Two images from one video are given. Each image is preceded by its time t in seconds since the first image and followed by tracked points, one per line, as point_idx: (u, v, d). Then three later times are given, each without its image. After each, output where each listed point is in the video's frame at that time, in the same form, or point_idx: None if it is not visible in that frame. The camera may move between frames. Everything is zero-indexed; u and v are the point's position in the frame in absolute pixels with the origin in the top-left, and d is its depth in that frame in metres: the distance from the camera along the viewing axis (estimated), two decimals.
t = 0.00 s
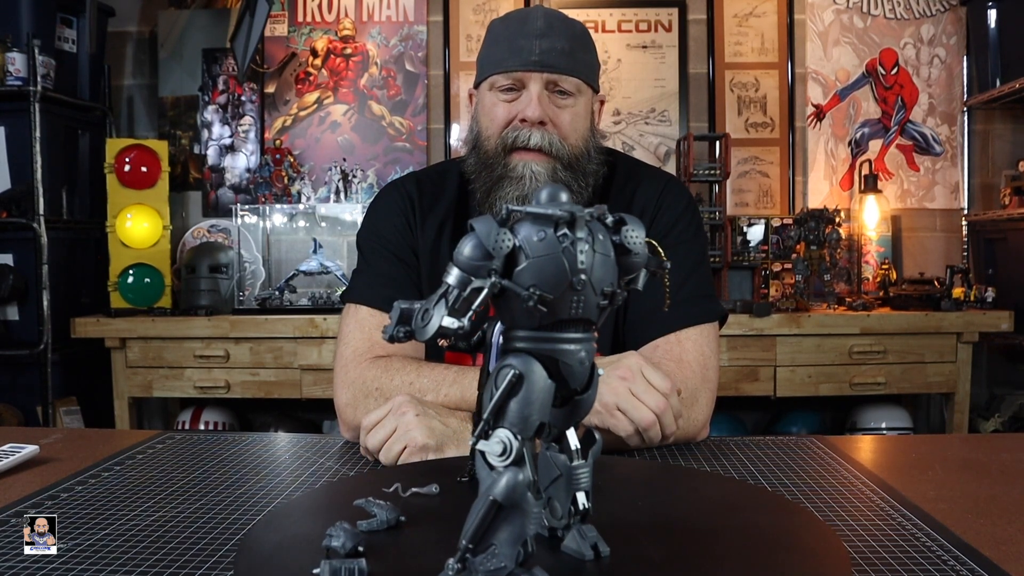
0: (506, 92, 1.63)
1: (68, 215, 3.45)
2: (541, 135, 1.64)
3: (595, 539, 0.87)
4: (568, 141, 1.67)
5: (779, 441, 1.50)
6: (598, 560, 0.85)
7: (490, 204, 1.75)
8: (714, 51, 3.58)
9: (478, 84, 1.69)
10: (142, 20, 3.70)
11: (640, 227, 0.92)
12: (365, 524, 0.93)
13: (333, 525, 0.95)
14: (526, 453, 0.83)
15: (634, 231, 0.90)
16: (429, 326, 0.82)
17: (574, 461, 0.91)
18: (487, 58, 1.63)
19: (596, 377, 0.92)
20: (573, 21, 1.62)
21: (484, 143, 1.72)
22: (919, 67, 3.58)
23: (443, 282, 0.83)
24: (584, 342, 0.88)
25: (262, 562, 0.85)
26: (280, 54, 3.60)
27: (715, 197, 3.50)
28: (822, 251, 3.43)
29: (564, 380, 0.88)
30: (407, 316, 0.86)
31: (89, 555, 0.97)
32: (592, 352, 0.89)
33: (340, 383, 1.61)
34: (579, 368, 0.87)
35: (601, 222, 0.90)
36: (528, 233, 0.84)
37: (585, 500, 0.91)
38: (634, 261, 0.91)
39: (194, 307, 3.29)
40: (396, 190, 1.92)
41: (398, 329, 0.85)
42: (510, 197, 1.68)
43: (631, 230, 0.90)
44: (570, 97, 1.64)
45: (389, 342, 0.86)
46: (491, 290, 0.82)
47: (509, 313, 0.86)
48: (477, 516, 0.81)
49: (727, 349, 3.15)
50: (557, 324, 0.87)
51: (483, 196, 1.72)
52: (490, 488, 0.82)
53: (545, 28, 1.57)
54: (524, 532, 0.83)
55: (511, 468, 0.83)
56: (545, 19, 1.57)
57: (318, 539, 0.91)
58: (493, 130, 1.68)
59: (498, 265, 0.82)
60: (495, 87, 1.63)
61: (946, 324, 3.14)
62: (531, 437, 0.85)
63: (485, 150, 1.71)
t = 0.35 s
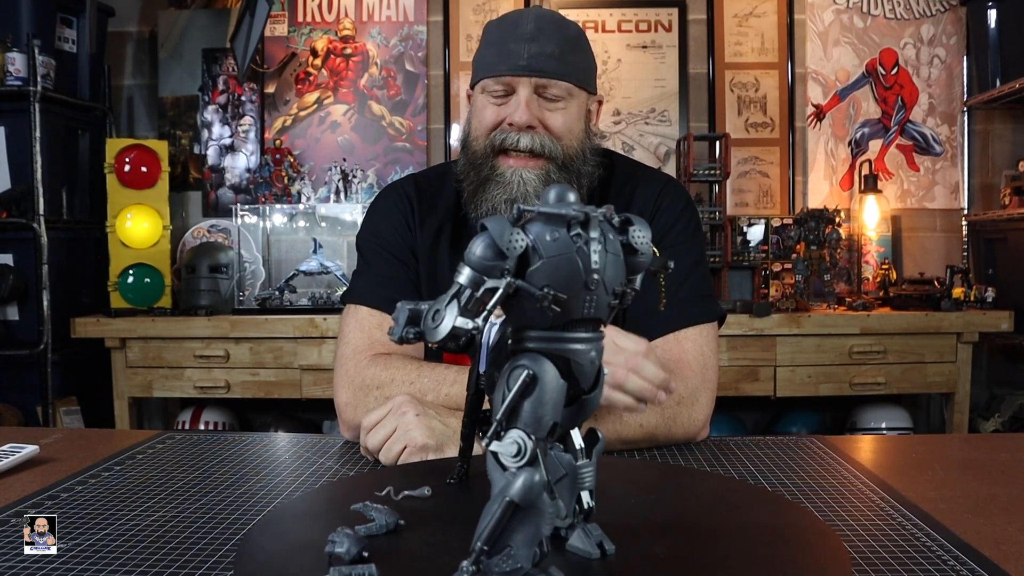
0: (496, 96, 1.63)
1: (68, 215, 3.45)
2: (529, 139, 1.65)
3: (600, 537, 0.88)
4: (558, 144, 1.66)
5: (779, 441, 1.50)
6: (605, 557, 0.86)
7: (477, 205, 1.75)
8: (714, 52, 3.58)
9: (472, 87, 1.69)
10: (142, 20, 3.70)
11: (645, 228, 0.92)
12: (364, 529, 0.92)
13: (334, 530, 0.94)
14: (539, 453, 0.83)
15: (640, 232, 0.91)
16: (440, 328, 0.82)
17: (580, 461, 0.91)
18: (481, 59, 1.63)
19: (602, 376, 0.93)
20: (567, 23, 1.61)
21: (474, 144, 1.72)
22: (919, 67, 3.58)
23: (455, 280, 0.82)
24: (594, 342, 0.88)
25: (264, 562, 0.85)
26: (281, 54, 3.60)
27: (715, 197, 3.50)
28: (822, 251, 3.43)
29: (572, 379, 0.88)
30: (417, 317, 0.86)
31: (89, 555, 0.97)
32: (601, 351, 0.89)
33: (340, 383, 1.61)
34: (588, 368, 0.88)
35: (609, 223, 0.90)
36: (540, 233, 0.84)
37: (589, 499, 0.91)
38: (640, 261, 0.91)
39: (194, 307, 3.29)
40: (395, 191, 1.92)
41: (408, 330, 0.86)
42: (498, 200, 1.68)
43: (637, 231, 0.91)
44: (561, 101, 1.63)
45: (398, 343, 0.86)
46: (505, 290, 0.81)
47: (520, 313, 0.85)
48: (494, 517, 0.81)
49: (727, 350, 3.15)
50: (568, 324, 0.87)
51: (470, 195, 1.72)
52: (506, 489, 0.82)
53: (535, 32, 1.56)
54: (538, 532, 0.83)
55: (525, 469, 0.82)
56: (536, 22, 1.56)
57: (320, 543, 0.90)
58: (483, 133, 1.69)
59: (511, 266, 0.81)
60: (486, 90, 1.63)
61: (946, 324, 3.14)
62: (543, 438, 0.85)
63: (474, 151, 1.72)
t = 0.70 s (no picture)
0: (508, 98, 1.63)
1: (68, 215, 3.45)
2: (542, 143, 1.64)
3: (603, 536, 0.88)
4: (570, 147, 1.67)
5: (778, 441, 1.50)
6: (609, 555, 0.86)
7: (492, 208, 1.77)
8: (714, 52, 3.58)
9: (479, 86, 1.69)
10: (142, 20, 3.70)
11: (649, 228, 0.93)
12: (364, 533, 0.89)
13: (335, 535, 0.92)
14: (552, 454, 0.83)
15: (646, 232, 0.91)
16: (451, 329, 0.80)
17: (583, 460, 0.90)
18: (488, 61, 1.62)
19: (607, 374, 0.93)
20: (576, 25, 1.60)
21: (488, 147, 1.73)
22: (918, 67, 3.58)
23: (463, 281, 0.81)
24: (602, 342, 0.88)
25: (266, 563, 0.84)
26: (280, 54, 3.60)
27: (715, 197, 3.50)
28: (822, 251, 3.43)
29: (580, 380, 0.88)
30: (426, 318, 0.83)
31: (89, 555, 0.97)
32: (608, 351, 0.89)
33: (340, 383, 1.61)
34: (597, 369, 0.88)
35: (616, 224, 0.90)
36: (551, 232, 0.84)
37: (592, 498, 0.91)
38: (644, 262, 0.91)
39: (194, 307, 3.29)
40: (395, 190, 1.92)
41: (418, 332, 0.82)
42: (511, 204, 1.70)
43: (642, 232, 0.91)
44: (574, 103, 1.63)
45: (408, 345, 0.82)
46: (519, 290, 0.80)
47: (528, 314, 0.85)
48: (509, 519, 0.80)
49: (727, 350, 3.15)
50: (578, 323, 0.86)
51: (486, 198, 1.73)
52: (520, 491, 0.81)
53: (548, 34, 1.55)
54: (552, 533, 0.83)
55: (539, 469, 0.82)
56: (548, 25, 1.55)
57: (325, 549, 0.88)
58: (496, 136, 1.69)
59: (523, 265, 0.80)
60: (497, 92, 1.63)
61: (946, 324, 3.14)
62: (555, 438, 0.85)
63: (489, 154, 1.73)
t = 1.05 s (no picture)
0: (505, 99, 1.63)
1: (68, 215, 3.45)
2: (538, 143, 1.65)
3: (607, 534, 0.88)
4: (566, 147, 1.66)
5: (778, 441, 1.50)
6: (615, 553, 0.87)
7: (484, 206, 1.76)
8: (714, 51, 3.58)
9: (478, 86, 1.69)
10: (142, 20, 3.70)
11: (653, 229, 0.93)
12: (364, 537, 0.89)
13: (335, 539, 0.91)
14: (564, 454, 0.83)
15: (651, 233, 0.91)
16: (464, 330, 0.79)
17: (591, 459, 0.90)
18: (488, 62, 1.62)
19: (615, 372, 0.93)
20: (577, 26, 1.60)
21: (481, 145, 1.72)
22: (918, 67, 3.58)
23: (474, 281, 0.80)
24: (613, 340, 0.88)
25: (265, 565, 0.84)
26: (280, 54, 3.60)
27: (715, 197, 3.50)
28: (822, 251, 3.43)
29: (590, 379, 0.88)
30: (438, 319, 0.83)
31: (89, 555, 0.97)
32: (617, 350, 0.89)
33: (340, 383, 1.61)
34: (608, 368, 0.88)
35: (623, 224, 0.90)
36: (562, 231, 0.84)
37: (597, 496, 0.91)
38: (649, 261, 0.91)
39: (194, 307, 3.29)
40: (395, 190, 1.92)
41: (430, 333, 0.83)
42: (505, 202, 1.69)
43: (647, 232, 0.91)
44: (570, 105, 1.63)
45: (419, 346, 0.83)
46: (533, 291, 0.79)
47: (539, 313, 0.84)
48: (524, 520, 0.80)
49: (727, 350, 3.15)
50: (588, 322, 0.86)
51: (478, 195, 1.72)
52: (535, 491, 0.81)
53: (546, 35, 1.55)
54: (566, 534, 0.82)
55: (552, 470, 0.82)
56: (547, 26, 1.55)
57: (327, 551, 0.88)
58: (489, 134, 1.69)
59: (534, 265, 0.79)
60: (495, 92, 1.63)
61: (947, 324, 3.14)
62: (567, 438, 0.85)
63: (481, 153, 1.72)
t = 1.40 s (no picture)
0: (506, 102, 1.63)
1: (68, 215, 3.45)
2: (539, 145, 1.65)
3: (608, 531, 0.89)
4: (567, 147, 1.67)
5: (778, 441, 1.50)
6: (619, 550, 0.87)
7: (490, 206, 1.76)
8: (715, 52, 3.58)
9: (478, 90, 1.68)
10: (142, 20, 3.70)
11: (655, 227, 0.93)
12: (363, 541, 0.87)
13: (334, 541, 0.91)
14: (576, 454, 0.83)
15: (654, 231, 0.91)
16: (476, 331, 0.79)
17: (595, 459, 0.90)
18: (487, 63, 1.62)
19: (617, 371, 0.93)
20: (573, 25, 1.59)
21: (484, 149, 1.73)
22: (918, 67, 3.58)
23: (485, 280, 0.79)
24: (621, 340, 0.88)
25: (265, 566, 0.84)
26: (281, 54, 3.60)
27: (715, 197, 3.50)
28: (822, 251, 3.43)
29: (599, 378, 0.88)
30: (448, 320, 0.82)
31: (89, 555, 0.97)
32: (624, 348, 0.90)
33: (340, 382, 1.61)
34: (616, 367, 0.88)
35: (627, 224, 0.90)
36: (573, 231, 0.84)
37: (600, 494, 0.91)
38: (654, 261, 0.91)
39: (194, 307, 3.28)
40: (395, 190, 1.92)
41: (441, 334, 0.81)
42: (511, 199, 1.70)
43: (651, 231, 0.91)
44: (570, 106, 1.63)
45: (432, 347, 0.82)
46: (548, 290, 0.79)
47: (550, 313, 0.84)
48: (540, 520, 0.79)
49: (727, 350, 3.15)
50: (598, 322, 0.86)
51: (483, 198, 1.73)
52: (549, 492, 0.81)
53: (543, 36, 1.54)
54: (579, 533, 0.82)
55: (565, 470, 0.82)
56: (544, 26, 1.54)
57: (326, 554, 0.87)
58: (493, 137, 1.70)
59: (548, 265, 0.79)
60: (495, 96, 1.63)
61: (947, 324, 3.14)
62: (578, 438, 0.85)
63: (485, 156, 1.73)
